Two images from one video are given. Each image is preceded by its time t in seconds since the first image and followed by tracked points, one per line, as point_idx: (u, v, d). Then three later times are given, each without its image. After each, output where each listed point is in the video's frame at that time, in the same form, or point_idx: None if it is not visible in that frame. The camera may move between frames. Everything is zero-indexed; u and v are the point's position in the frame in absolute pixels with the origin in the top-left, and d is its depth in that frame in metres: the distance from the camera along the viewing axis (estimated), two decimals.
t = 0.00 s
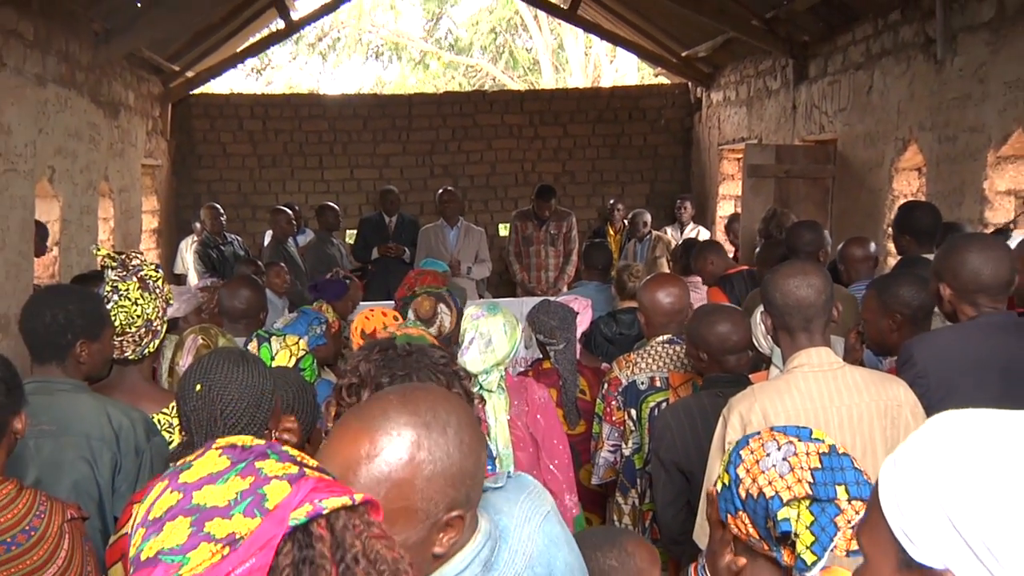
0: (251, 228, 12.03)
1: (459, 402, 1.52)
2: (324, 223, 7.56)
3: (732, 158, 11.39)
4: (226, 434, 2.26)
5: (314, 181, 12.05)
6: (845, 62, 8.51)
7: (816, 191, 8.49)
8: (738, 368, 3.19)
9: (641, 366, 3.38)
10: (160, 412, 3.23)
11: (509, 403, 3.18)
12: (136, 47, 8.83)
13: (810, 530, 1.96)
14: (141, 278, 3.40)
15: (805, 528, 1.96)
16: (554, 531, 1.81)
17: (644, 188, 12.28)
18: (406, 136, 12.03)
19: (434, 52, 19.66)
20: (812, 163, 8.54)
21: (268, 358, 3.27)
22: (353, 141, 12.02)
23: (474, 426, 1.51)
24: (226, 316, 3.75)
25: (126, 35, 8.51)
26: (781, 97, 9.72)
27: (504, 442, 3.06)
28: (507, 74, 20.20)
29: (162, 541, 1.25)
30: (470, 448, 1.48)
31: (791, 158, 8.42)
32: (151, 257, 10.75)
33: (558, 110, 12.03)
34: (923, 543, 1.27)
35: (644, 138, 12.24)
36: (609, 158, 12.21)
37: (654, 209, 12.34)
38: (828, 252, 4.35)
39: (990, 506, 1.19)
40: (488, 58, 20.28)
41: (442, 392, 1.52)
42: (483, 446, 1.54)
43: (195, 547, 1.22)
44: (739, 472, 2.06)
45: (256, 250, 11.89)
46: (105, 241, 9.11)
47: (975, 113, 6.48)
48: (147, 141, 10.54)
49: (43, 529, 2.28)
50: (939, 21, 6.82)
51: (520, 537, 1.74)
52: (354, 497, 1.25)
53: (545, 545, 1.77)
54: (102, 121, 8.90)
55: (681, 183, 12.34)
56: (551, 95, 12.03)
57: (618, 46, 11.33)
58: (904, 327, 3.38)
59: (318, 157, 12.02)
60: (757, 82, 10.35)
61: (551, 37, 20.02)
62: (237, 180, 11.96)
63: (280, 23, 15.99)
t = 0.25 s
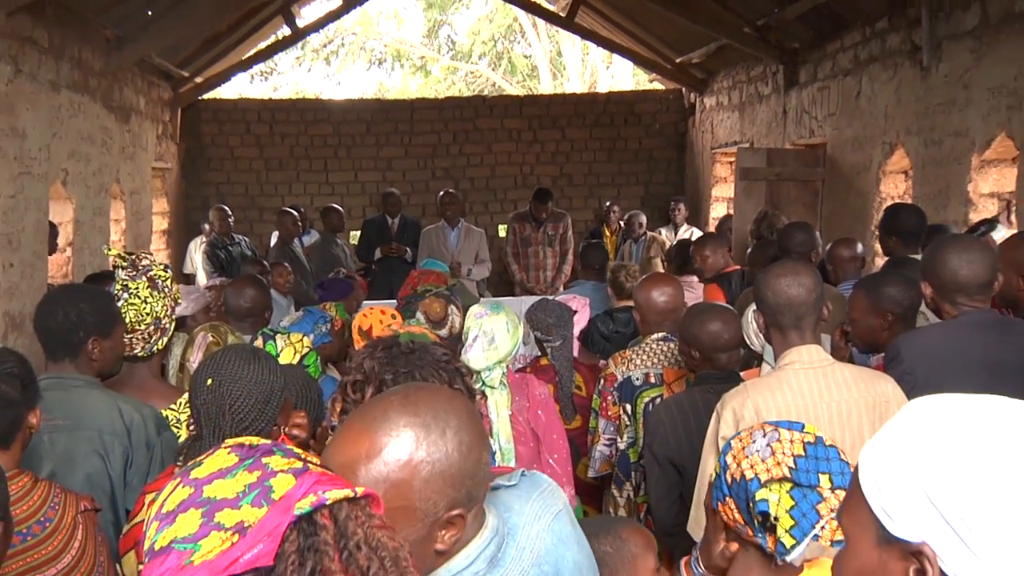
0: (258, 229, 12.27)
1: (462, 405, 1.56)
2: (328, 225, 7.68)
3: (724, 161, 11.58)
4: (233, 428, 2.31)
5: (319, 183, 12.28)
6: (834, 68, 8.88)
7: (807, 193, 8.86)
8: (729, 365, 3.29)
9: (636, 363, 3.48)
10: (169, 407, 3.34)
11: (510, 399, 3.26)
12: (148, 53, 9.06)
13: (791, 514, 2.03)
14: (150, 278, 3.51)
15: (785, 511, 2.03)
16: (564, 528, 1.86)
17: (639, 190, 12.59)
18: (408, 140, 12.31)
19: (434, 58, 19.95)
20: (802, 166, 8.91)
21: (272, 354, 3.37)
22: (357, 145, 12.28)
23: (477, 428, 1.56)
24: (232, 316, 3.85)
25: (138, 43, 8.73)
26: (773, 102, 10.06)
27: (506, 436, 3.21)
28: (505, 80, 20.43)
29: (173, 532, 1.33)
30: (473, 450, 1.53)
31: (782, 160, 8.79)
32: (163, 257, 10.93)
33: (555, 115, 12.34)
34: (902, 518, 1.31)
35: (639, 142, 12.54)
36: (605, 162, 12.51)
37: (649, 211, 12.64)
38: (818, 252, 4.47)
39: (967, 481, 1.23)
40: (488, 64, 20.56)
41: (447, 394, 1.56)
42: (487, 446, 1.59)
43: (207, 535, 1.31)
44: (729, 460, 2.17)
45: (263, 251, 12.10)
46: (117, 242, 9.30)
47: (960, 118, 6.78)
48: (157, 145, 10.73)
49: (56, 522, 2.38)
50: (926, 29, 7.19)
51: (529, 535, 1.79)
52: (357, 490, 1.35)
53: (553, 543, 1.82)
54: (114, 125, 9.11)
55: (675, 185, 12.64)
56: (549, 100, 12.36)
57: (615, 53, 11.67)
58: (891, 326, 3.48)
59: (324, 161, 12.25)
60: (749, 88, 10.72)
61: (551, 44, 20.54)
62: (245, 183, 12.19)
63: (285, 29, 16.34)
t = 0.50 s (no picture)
0: (265, 231, 12.49)
1: (451, 397, 1.60)
2: (332, 226, 7.80)
3: (717, 164, 11.87)
4: (241, 421, 2.40)
5: (323, 186, 12.48)
6: (822, 74, 9.08)
7: (796, 196, 8.96)
8: (720, 363, 3.39)
9: (631, 359, 3.59)
10: (178, 404, 3.44)
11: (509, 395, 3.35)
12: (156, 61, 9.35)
13: (796, 505, 2.11)
14: (157, 277, 3.61)
15: (790, 501, 2.11)
16: (564, 519, 1.83)
17: (634, 192, 12.78)
18: (410, 144, 12.50)
19: (434, 64, 20.10)
20: (792, 169, 8.96)
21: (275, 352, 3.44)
22: (360, 149, 12.48)
23: (465, 420, 1.59)
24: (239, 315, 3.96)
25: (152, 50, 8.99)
26: (764, 107, 10.29)
27: (503, 432, 3.27)
28: (504, 85, 20.52)
29: (182, 520, 1.39)
30: (460, 441, 1.56)
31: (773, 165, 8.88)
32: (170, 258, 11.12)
33: (553, 119, 12.52)
34: (880, 517, 1.33)
35: (634, 145, 12.72)
36: (602, 164, 12.68)
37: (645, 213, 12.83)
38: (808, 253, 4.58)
39: (941, 481, 1.25)
40: (487, 69, 20.71)
41: (436, 387, 1.61)
42: (479, 439, 1.62)
43: (213, 526, 1.37)
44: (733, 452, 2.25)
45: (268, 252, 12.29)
46: (127, 243, 9.47)
47: (945, 122, 6.91)
48: (167, 149, 10.92)
49: (71, 511, 2.47)
50: (911, 36, 7.33)
51: (526, 524, 1.77)
52: (359, 481, 1.41)
53: (550, 533, 1.79)
54: (125, 129, 9.28)
55: (670, 188, 12.83)
56: (547, 105, 12.53)
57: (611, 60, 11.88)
58: (880, 326, 3.57)
59: (329, 165, 12.47)
60: (741, 93, 10.92)
61: (548, 50, 20.37)
62: (251, 186, 12.41)
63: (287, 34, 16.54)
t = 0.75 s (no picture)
0: (273, 232, 12.69)
1: (435, 395, 1.65)
2: (336, 227, 7.92)
3: (711, 168, 12.06)
4: (253, 416, 2.46)
5: (328, 188, 12.65)
6: (814, 81, 9.33)
7: (789, 199, 9.33)
8: (714, 361, 3.51)
9: (627, 357, 3.69)
10: (187, 399, 3.56)
11: (507, 390, 3.46)
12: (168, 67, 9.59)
13: (793, 496, 2.07)
14: (161, 277, 3.73)
15: (788, 493, 2.07)
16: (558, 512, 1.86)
17: (630, 195, 12.94)
18: (413, 147, 12.64)
19: (436, 70, 20.28)
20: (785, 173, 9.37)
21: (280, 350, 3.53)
22: (364, 152, 12.65)
23: (449, 417, 1.63)
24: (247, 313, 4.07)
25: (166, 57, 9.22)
26: (756, 112, 10.50)
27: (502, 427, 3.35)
28: (504, 91, 20.67)
29: (190, 513, 1.43)
30: (444, 437, 1.60)
31: (765, 167, 9.24)
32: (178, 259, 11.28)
33: (552, 124, 12.69)
34: (861, 515, 1.40)
35: (630, 149, 12.90)
36: (599, 167, 12.84)
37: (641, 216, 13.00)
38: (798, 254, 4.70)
39: (927, 484, 1.31)
40: (488, 76, 20.87)
41: (418, 386, 1.66)
42: (465, 435, 1.67)
43: (220, 518, 1.41)
44: (726, 445, 2.21)
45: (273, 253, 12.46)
46: (139, 244, 9.62)
47: (932, 128, 7.18)
48: (178, 153, 11.10)
49: (84, 504, 2.53)
50: (900, 44, 7.62)
51: (521, 514, 1.82)
52: (360, 475, 1.45)
53: (544, 523, 1.84)
54: (137, 134, 9.46)
55: (665, 191, 13.00)
56: (546, 110, 12.71)
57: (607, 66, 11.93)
58: (868, 325, 3.68)
59: (334, 169, 12.63)
60: (733, 99, 11.13)
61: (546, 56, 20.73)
62: (259, 189, 12.60)
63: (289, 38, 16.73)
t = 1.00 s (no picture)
0: (279, 234, 12.82)
1: (430, 395, 1.68)
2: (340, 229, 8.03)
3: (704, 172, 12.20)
4: (263, 413, 2.57)
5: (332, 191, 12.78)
6: (803, 88, 9.47)
7: (778, 202, 9.40)
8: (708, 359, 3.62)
9: (623, 355, 3.81)
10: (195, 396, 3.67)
11: (507, 387, 3.57)
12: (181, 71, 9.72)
13: (771, 485, 2.16)
14: (165, 279, 3.85)
15: (766, 483, 2.16)
16: (553, 507, 1.94)
17: (626, 199, 13.06)
18: (415, 151, 12.79)
19: (438, 76, 20.41)
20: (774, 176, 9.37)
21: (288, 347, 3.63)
22: (368, 157, 12.78)
23: (442, 417, 1.66)
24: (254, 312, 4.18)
25: (173, 65, 9.33)
26: (749, 118, 10.65)
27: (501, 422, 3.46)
28: (503, 97, 20.78)
29: (199, 507, 1.49)
30: (438, 438, 1.63)
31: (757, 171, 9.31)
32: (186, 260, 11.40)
33: (551, 129, 12.81)
34: (849, 512, 1.36)
35: (626, 154, 13.02)
36: (597, 170, 12.97)
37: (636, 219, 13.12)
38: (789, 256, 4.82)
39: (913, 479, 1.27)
40: (488, 83, 21.00)
41: (415, 388, 1.69)
42: (461, 436, 1.69)
43: (227, 512, 1.46)
44: (713, 438, 2.32)
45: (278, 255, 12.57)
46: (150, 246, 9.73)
47: (917, 133, 7.33)
48: (187, 157, 11.23)
49: (96, 499, 2.61)
50: (885, 52, 7.72)
51: (517, 511, 1.88)
52: (361, 470, 1.49)
53: (539, 519, 1.90)
54: (148, 139, 9.58)
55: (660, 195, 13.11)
56: (545, 115, 12.83)
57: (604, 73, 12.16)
58: (858, 325, 3.79)
59: (338, 172, 12.76)
60: (726, 105, 11.27)
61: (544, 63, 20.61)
62: (265, 193, 12.72)
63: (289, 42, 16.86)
